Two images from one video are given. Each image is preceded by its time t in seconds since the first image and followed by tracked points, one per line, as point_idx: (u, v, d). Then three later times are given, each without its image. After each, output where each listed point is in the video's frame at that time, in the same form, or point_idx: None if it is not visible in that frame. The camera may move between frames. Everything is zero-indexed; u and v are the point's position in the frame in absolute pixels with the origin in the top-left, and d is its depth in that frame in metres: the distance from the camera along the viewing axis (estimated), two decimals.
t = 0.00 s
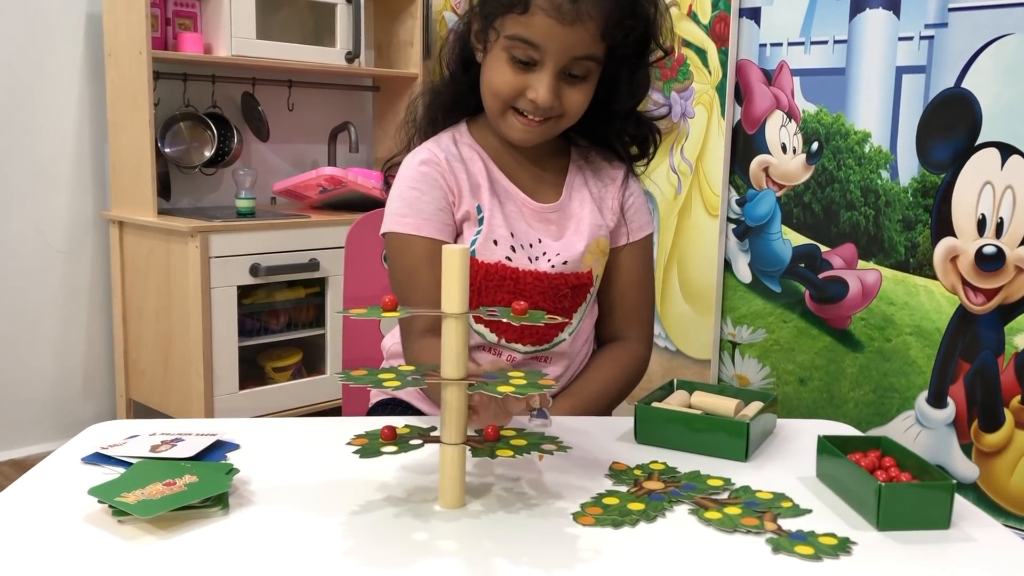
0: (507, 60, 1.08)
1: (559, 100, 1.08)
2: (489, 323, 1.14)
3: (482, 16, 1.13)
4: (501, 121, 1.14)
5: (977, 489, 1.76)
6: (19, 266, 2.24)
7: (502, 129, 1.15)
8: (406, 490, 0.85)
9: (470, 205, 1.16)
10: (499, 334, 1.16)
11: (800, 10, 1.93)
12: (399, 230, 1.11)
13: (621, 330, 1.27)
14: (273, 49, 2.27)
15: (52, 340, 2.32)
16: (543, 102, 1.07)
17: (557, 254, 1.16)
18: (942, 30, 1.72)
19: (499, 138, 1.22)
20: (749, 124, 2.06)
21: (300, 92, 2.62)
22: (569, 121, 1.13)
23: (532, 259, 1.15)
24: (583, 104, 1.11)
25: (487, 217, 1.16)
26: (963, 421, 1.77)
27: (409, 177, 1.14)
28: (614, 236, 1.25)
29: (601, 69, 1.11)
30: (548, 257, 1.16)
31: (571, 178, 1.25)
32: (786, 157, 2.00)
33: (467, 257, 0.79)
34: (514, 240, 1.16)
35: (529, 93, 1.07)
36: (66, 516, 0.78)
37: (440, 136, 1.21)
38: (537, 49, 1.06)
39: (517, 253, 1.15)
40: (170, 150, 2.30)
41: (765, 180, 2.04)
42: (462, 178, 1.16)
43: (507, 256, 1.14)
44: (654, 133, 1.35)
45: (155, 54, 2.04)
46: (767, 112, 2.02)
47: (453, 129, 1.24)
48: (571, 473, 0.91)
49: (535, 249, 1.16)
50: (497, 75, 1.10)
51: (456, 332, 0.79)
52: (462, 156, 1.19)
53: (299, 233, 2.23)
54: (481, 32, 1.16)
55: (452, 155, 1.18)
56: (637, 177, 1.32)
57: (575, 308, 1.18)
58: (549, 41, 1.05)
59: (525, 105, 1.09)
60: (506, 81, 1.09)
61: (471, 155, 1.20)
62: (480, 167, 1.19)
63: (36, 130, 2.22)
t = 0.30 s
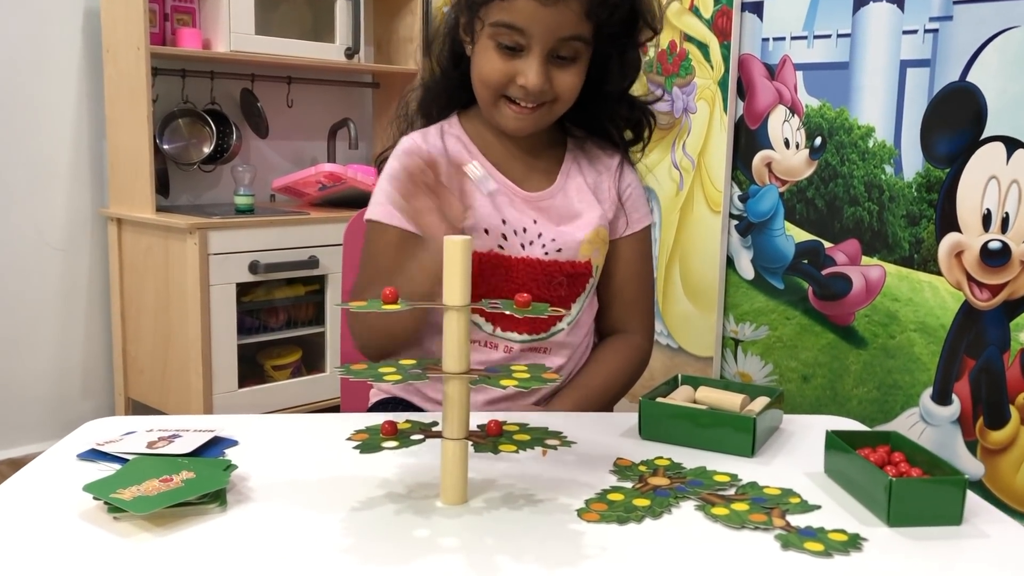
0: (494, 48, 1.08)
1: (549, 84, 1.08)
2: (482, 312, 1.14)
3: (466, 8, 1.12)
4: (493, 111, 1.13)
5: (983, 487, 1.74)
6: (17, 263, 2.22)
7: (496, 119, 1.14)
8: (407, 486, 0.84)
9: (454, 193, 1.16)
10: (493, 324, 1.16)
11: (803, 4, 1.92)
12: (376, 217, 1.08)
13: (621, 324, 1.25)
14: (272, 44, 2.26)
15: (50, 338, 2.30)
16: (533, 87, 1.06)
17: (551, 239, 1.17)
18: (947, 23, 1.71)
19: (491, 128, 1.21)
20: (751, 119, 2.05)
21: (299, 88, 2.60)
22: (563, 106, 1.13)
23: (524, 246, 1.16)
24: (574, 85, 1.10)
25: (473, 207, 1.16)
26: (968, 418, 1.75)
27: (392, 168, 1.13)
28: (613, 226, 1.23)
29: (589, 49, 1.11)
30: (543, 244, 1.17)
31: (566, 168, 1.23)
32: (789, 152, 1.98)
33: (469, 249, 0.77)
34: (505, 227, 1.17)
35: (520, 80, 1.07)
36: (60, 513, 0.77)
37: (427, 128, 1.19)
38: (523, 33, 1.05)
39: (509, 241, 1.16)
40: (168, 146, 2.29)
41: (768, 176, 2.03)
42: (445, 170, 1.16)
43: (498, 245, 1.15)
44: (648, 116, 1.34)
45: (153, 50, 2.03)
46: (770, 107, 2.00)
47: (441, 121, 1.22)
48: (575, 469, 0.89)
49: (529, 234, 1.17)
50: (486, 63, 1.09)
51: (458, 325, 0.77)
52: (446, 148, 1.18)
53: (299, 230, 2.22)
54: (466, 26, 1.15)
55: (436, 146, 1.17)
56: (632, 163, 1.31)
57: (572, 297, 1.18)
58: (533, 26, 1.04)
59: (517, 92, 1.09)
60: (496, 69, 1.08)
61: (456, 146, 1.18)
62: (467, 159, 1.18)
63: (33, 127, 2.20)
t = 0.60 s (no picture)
0: (468, 36, 1.07)
1: (525, 66, 1.06)
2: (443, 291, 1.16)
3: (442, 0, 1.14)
4: (478, 101, 1.13)
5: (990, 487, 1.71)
6: (15, 262, 2.21)
7: (482, 109, 1.13)
8: (410, 484, 0.82)
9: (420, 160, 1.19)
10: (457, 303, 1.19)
11: None
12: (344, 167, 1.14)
13: (615, 320, 1.23)
14: (273, 42, 2.24)
15: (49, 337, 2.29)
16: (509, 71, 1.05)
17: (519, 221, 1.19)
18: (953, 18, 1.68)
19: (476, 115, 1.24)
20: (756, 116, 2.04)
21: (300, 87, 2.59)
22: (547, 90, 1.11)
23: (490, 226, 1.19)
24: (553, 66, 1.09)
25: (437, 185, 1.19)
26: (975, 417, 1.72)
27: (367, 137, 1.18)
28: (596, 217, 1.23)
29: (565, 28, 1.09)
30: (509, 224, 1.20)
31: (549, 155, 1.23)
32: (794, 149, 1.97)
33: (474, 241, 0.76)
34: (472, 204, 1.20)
35: (495, 66, 1.06)
36: (55, 512, 0.75)
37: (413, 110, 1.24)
38: (491, 18, 1.04)
39: (475, 220, 1.19)
40: (168, 144, 2.28)
41: (772, 173, 2.02)
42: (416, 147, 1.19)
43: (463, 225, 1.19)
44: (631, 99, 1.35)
45: (152, 47, 2.01)
46: (775, 104, 1.99)
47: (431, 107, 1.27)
48: (579, 467, 0.87)
49: (499, 211, 1.20)
50: (462, 54, 1.09)
51: (462, 318, 0.76)
52: (425, 127, 1.22)
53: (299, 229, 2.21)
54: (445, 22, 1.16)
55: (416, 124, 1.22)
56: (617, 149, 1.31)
57: (544, 282, 1.18)
58: (501, 11, 1.03)
59: (497, 79, 1.08)
60: (472, 58, 1.08)
61: (434, 126, 1.22)
62: (445, 139, 1.22)
63: (32, 125, 2.19)
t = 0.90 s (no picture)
0: (478, 25, 1.05)
1: (533, 61, 1.05)
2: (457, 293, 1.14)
3: None
4: (479, 92, 1.11)
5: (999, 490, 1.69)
6: (14, 263, 2.19)
7: (482, 101, 1.11)
8: (414, 485, 0.80)
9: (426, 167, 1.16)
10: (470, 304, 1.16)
11: None
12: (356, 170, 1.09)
13: (623, 313, 1.22)
14: (275, 42, 2.23)
15: (49, 340, 2.28)
16: (516, 63, 1.04)
17: (531, 219, 1.17)
18: (960, 17, 1.67)
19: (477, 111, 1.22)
20: (761, 116, 2.03)
21: (302, 88, 2.58)
22: (550, 87, 1.10)
23: (501, 225, 1.17)
24: (559, 64, 1.08)
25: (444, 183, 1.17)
26: (984, 420, 1.70)
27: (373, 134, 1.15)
28: (602, 212, 1.22)
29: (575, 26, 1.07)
30: (521, 224, 1.17)
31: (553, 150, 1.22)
32: (799, 150, 1.96)
33: (480, 235, 0.74)
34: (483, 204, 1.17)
35: (503, 57, 1.04)
36: (51, 513, 0.73)
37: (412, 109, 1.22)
38: (504, 9, 1.02)
39: (486, 219, 1.16)
40: (169, 146, 2.27)
41: (777, 174, 2.01)
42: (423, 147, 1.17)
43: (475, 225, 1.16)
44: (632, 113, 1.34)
45: (153, 47, 2.00)
46: (780, 104, 1.98)
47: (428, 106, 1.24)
48: (586, 467, 0.86)
49: (510, 210, 1.17)
50: (470, 42, 1.07)
51: (468, 313, 0.74)
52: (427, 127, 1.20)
53: (301, 230, 2.19)
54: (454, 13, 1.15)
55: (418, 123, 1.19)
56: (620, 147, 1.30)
57: (557, 279, 1.16)
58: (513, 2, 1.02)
59: (501, 71, 1.06)
60: (479, 47, 1.06)
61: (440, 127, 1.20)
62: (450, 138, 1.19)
63: (32, 126, 2.18)
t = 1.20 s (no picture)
0: (515, 30, 1.04)
1: (568, 75, 1.04)
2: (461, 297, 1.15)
3: None
4: (505, 95, 1.10)
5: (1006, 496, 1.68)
6: (15, 267, 2.18)
7: (506, 104, 1.11)
8: (418, 492, 0.79)
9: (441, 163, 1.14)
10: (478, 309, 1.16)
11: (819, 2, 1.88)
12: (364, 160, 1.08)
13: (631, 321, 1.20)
14: (278, 46, 2.23)
15: (49, 344, 2.27)
16: (550, 75, 1.03)
17: (543, 225, 1.16)
18: (966, 19, 1.66)
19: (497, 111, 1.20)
20: (764, 120, 2.01)
21: (304, 92, 2.57)
22: (574, 101, 1.10)
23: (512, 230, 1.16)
24: (590, 81, 1.07)
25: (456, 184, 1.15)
26: (991, 424, 1.69)
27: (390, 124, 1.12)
28: (614, 222, 1.22)
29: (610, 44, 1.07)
30: (532, 229, 1.16)
31: (569, 158, 1.21)
32: (804, 153, 1.94)
33: (484, 237, 0.73)
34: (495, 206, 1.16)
35: (537, 66, 1.03)
36: (49, 520, 0.72)
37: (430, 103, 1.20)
38: (547, 18, 1.01)
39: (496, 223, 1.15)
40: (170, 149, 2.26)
41: (781, 177, 1.99)
42: (438, 144, 1.15)
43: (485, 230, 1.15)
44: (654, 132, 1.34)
45: (155, 51, 1.99)
46: (784, 106, 1.97)
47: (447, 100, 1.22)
48: (592, 473, 0.84)
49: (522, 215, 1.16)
50: (503, 45, 1.05)
51: (472, 317, 0.73)
52: (445, 124, 1.17)
53: (302, 233, 2.18)
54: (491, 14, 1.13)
55: (436, 117, 1.17)
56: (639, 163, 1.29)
57: (566, 287, 1.15)
58: (560, 12, 1.00)
59: (532, 78, 1.05)
60: (512, 52, 1.04)
61: (457, 124, 1.18)
62: (465, 137, 1.18)
63: (33, 130, 2.17)
